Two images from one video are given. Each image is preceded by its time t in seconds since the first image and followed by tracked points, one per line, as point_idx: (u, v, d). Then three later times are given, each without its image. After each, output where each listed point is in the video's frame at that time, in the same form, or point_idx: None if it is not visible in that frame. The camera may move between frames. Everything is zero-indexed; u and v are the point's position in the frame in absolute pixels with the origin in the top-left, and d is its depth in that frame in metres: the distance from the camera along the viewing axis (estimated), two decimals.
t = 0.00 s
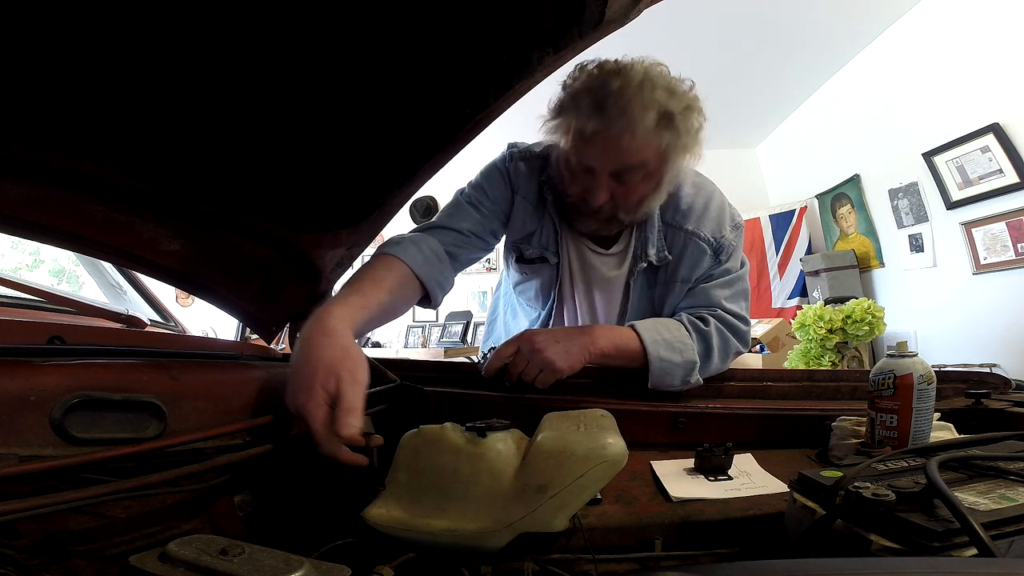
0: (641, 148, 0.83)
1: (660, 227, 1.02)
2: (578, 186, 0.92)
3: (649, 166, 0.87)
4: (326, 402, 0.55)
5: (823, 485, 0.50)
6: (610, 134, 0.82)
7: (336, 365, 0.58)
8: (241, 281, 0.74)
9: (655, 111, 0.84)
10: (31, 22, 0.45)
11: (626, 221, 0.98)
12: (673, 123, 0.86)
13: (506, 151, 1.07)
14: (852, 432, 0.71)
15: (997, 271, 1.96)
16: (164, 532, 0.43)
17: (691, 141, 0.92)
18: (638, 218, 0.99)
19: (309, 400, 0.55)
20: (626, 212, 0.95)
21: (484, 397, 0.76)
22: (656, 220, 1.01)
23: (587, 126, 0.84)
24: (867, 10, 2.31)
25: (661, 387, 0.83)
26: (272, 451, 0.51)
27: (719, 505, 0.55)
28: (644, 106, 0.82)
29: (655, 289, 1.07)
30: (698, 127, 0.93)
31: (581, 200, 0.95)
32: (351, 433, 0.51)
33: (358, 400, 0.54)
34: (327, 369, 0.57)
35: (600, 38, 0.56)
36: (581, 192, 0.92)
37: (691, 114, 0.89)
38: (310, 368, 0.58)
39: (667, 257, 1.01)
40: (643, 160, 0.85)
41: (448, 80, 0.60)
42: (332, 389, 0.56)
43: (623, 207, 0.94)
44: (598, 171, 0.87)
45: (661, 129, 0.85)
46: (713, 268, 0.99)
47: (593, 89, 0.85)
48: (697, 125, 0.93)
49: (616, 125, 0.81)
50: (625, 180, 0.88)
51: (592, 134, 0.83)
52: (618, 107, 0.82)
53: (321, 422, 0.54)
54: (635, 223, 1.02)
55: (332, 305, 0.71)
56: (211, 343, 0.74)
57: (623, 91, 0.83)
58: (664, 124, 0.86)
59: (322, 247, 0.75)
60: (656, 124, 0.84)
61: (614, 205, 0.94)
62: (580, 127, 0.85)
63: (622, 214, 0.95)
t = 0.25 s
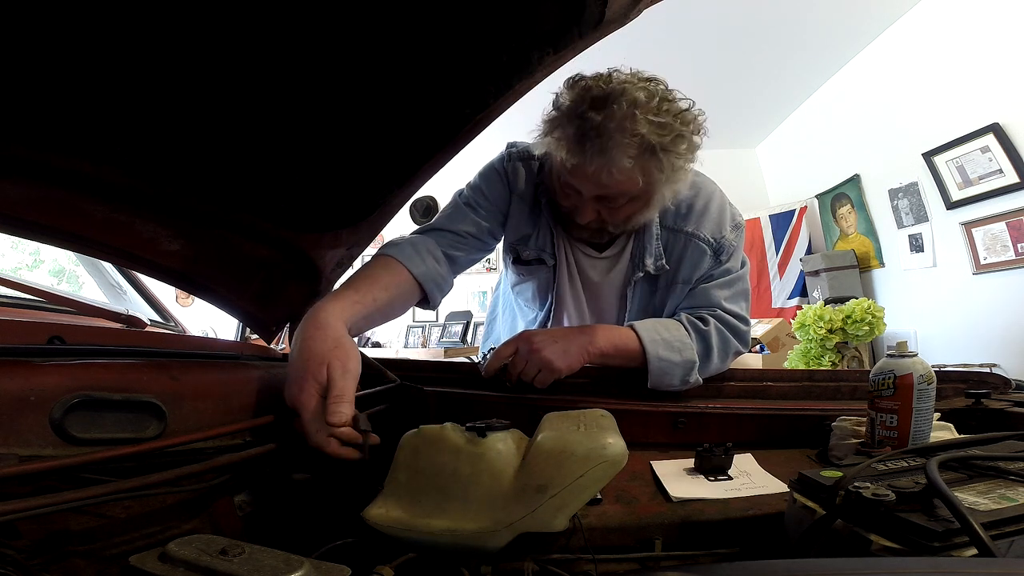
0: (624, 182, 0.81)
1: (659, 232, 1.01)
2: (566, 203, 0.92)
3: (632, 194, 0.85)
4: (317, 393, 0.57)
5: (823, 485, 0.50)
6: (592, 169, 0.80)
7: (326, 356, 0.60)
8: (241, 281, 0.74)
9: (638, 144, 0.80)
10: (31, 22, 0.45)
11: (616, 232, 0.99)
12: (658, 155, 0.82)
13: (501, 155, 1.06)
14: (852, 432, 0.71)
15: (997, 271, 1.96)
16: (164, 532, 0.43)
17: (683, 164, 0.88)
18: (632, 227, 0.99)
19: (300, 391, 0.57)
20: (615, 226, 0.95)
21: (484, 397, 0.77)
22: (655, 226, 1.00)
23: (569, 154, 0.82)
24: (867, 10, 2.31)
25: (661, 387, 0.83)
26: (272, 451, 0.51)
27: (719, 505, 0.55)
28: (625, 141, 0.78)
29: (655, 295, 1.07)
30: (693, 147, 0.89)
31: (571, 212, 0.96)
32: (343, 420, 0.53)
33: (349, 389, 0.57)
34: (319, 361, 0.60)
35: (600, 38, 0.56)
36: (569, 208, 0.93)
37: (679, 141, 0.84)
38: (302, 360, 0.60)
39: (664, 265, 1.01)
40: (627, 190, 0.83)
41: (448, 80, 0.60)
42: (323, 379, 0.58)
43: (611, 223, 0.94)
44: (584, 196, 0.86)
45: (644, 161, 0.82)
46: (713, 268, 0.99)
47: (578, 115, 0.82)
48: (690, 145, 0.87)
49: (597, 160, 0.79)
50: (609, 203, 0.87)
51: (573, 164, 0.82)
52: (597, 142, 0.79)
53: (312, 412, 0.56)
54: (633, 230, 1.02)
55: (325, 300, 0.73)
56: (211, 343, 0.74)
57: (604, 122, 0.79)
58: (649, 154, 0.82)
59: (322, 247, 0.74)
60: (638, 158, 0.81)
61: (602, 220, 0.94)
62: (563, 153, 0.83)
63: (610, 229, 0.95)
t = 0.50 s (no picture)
0: (641, 129, 0.87)
1: (657, 223, 1.02)
2: (581, 172, 0.94)
3: (650, 146, 0.90)
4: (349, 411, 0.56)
5: (823, 484, 0.50)
6: (613, 114, 0.86)
7: (356, 375, 0.60)
8: (241, 281, 0.74)
9: (653, 91, 0.88)
10: (32, 22, 0.45)
11: (631, 212, 1.00)
12: (670, 103, 0.91)
13: (501, 152, 1.08)
14: (852, 432, 0.71)
15: (997, 271, 1.96)
16: (164, 532, 0.43)
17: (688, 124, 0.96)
18: (639, 211, 1.01)
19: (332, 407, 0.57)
20: (631, 201, 0.97)
21: (484, 397, 0.77)
22: (653, 216, 1.02)
23: (589, 107, 0.87)
24: (868, 10, 2.31)
25: (661, 388, 0.83)
26: (272, 451, 0.51)
27: (719, 505, 0.55)
28: (637, 92, 0.86)
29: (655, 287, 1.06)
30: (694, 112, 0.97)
31: (585, 189, 0.96)
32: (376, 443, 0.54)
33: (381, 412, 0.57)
34: (350, 380, 0.59)
35: (599, 38, 0.56)
36: (585, 179, 0.94)
37: (688, 99, 0.93)
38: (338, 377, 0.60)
39: (665, 252, 1.01)
40: (643, 140, 0.89)
41: (448, 80, 0.60)
42: (354, 398, 0.58)
43: (628, 193, 0.96)
44: (601, 155, 0.90)
45: (658, 110, 0.89)
46: (712, 267, 0.98)
47: (591, 76, 0.90)
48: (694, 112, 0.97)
49: (616, 108, 0.86)
50: (628, 159, 0.91)
51: (593, 114, 0.87)
52: (616, 87, 0.86)
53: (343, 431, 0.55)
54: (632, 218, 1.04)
55: (342, 315, 0.72)
56: (211, 344, 0.74)
57: (620, 73, 0.88)
58: (659, 108, 0.89)
59: (322, 247, 0.74)
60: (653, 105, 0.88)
61: (620, 194, 0.96)
62: (580, 109, 0.89)
63: (627, 203, 0.97)
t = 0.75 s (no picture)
0: (650, 119, 0.88)
1: (658, 219, 1.03)
2: (586, 165, 0.95)
3: (656, 137, 0.91)
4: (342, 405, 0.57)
5: (823, 485, 0.50)
6: (624, 103, 0.86)
7: (349, 367, 0.61)
8: (242, 281, 0.74)
9: (660, 82, 0.89)
10: (32, 22, 0.45)
11: (636, 205, 1.00)
12: (677, 95, 0.91)
13: (505, 148, 1.09)
14: (852, 432, 0.71)
15: (997, 271, 1.96)
16: (164, 532, 0.43)
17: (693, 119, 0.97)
18: (642, 205, 1.01)
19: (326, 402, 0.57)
20: (636, 193, 0.97)
21: (484, 397, 0.77)
22: (654, 211, 1.02)
23: (597, 97, 0.88)
24: (868, 10, 2.31)
25: (661, 388, 0.83)
26: (272, 451, 0.51)
27: (719, 505, 0.55)
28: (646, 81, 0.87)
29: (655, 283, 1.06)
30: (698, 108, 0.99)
31: (589, 182, 0.96)
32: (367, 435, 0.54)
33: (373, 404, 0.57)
34: (341, 374, 0.59)
35: (600, 37, 0.56)
36: (591, 171, 0.94)
37: (694, 91, 0.94)
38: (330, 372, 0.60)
39: (666, 247, 1.01)
40: (653, 131, 0.89)
41: (449, 80, 0.60)
42: (346, 390, 0.58)
43: (633, 185, 0.96)
44: (610, 145, 0.90)
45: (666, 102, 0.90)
46: (713, 265, 0.98)
47: (598, 67, 0.90)
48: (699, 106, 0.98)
49: (626, 96, 0.86)
50: (635, 150, 0.91)
51: (601, 104, 0.87)
52: (624, 77, 0.87)
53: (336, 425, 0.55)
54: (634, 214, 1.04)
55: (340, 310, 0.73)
56: (211, 344, 0.74)
57: (626, 65, 0.89)
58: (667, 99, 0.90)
59: (322, 247, 0.74)
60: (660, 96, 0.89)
61: (625, 185, 0.96)
62: (587, 99, 0.89)
63: (633, 195, 0.97)
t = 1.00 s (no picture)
0: (655, 123, 0.88)
1: (659, 220, 1.03)
2: (590, 167, 0.95)
3: (660, 141, 0.91)
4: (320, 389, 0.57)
5: (823, 485, 0.50)
6: (628, 107, 0.86)
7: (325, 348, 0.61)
8: (242, 281, 0.74)
9: (664, 87, 0.89)
10: (32, 22, 0.45)
11: (637, 209, 1.00)
12: (681, 100, 0.91)
13: (507, 149, 1.10)
14: (852, 432, 0.71)
15: (997, 271, 1.96)
16: (165, 532, 0.43)
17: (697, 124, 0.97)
18: (644, 207, 1.01)
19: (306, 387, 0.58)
20: (638, 197, 0.97)
21: (484, 397, 0.76)
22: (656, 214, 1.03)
23: (602, 101, 0.88)
24: (867, 10, 2.31)
25: (661, 388, 0.83)
26: (272, 450, 0.51)
27: (719, 505, 0.55)
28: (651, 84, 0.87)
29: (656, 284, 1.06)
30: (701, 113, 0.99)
31: (592, 184, 0.96)
32: (340, 413, 0.53)
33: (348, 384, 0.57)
34: (318, 355, 0.60)
35: (600, 38, 0.55)
36: (594, 174, 0.94)
37: (698, 96, 0.94)
38: (307, 356, 0.60)
39: (667, 250, 1.01)
40: (657, 135, 0.89)
41: (449, 80, 0.60)
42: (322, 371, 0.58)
43: (636, 189, 0.96)
44: (613, 148, 0.90)
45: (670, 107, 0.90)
46: (713, 266, 0.98)
47: (603, 70, 0.90)
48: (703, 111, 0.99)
49: (631, 99, 0.86)
50: (639, 154, 0.91)
51: (605, 108, 0.87)
52: (630, 82, 0.87)
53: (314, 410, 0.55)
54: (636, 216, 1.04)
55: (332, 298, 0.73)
56: (211, 344, 0.74)
57: (632, 68, 0.89)
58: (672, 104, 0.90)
59: (322, 247, 0.74)
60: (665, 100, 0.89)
61: (627, 188, 0.96)
62: (592, 102, 0.89)
63: (635, 199, 0.97)
